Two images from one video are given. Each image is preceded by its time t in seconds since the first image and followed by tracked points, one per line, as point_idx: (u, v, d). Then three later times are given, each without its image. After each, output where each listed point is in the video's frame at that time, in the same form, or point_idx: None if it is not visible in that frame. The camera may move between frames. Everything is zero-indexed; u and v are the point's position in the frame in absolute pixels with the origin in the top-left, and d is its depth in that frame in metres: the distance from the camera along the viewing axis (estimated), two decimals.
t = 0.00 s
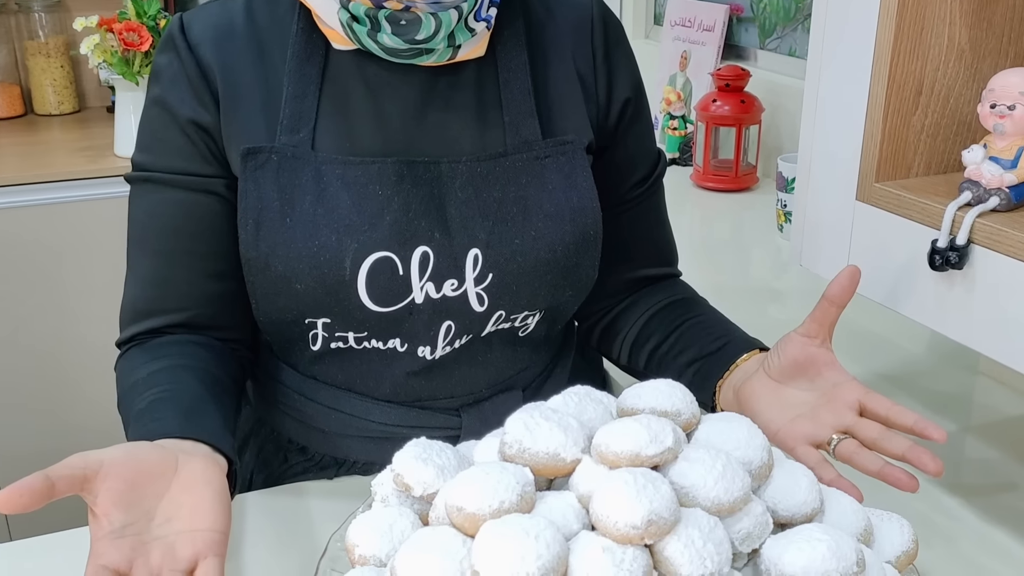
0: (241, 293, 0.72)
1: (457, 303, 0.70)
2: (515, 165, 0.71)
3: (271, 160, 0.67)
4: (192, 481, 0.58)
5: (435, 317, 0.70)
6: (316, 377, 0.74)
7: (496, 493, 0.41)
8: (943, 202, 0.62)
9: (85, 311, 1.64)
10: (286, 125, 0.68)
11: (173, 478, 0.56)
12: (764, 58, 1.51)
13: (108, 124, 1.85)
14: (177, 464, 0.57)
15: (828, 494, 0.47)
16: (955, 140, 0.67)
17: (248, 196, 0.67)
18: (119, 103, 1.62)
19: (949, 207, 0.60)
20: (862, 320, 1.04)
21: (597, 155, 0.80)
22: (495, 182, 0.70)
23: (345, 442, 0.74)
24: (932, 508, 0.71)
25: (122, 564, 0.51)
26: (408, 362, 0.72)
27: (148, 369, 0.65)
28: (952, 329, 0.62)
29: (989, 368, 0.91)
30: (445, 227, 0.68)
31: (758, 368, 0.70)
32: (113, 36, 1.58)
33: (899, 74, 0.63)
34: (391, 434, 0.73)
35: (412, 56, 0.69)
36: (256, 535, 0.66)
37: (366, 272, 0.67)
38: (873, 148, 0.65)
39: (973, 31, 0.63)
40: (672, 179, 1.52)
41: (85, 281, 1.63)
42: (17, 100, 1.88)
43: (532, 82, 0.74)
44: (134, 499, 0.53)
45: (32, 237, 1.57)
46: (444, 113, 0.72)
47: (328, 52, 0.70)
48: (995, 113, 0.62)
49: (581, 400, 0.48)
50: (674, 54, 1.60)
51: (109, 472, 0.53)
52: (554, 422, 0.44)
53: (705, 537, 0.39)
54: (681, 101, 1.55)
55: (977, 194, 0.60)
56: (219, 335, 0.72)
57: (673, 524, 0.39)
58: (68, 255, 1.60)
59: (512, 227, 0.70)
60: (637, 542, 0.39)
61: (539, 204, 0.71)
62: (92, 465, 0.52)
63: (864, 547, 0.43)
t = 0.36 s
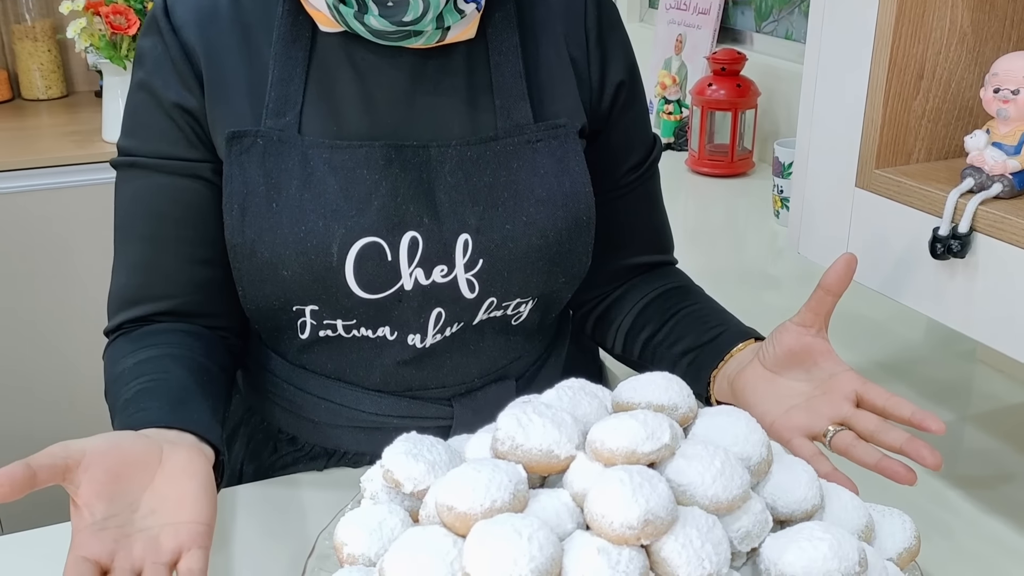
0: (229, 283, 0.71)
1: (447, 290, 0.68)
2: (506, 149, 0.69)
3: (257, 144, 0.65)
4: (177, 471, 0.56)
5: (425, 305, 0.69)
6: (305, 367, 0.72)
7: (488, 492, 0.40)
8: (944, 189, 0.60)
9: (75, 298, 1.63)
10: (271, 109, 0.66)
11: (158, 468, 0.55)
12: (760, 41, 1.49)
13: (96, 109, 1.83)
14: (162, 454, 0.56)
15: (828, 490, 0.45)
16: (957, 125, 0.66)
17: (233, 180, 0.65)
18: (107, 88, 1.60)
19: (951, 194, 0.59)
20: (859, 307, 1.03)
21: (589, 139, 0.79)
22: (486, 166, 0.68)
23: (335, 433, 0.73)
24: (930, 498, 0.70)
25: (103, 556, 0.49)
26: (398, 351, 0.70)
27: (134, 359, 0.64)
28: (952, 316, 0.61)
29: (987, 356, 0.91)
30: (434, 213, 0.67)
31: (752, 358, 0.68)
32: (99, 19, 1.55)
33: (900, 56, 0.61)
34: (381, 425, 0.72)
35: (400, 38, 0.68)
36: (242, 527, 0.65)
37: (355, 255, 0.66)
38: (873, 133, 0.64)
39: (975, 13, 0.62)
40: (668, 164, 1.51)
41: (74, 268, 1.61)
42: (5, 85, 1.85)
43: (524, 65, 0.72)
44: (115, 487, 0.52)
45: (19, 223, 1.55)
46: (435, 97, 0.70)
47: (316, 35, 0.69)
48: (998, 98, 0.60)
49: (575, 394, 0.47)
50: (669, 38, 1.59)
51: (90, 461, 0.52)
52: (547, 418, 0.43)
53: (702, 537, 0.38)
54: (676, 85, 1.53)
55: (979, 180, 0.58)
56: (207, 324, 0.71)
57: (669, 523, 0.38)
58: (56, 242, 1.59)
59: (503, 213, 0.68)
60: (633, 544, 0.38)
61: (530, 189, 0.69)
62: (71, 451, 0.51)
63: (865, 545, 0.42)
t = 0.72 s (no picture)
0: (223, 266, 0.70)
1: (444, 269, 0.68)
2: (502, 128, 0.69)
3: (251, 123, 0.64)
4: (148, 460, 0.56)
5: (422, 284, 0.68)
6: (301, 348, 0.72)
7: (486, 473, 0.39)
8: (946, 168, 0.60)
9: (72, 282, 1.62)
10: (265, 88, 0.66)
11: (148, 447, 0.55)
12: (760, 23, 1.48)
13: (92, 92, 1.81)
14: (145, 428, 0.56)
15: (829, 472, 0.45)
16: (960, 105, 0.65)
17: (227, 160, 0.64)
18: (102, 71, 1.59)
19: (955, 173, 0.58)
20: (859, 289, 1.03)
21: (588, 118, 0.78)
22: (483, 143, 0.68)
23: (331, 413, 0.72)
24: (930, 480, 0.70)
25: (94, 546, 0.49)
26: (395, 331, 0.70)
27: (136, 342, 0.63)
28: (954, 296, 0.60)
29: (988, 338, 0.90)
30: (430, 191, 0.66)
31: (752, 344, 0.68)
32: None
33: (904, 35, 0.61)
34: (378, 405, 0.72)
35: (395, 15, 0.66)
36: (239, 507, 0.65)
37: (351, 233, 0.65)
38: (874, 113, 0.63)
39: None
40: (667, 147, 1.50)
41: (71, 252, 1.60)
42: None
43: (521, 44, 0.71)
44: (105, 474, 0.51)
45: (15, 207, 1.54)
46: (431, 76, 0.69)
47: (311, 14, 0.68)
48: (1002, 77, 0.59)
49: (573, 374, 0.46)
50: (668, 20, 1.57)
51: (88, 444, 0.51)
52: (546, 399, 0.43)
53: (703, 518, 0.38)
54: (676, 68, 1.52)
55: (982, 160, 0.57)
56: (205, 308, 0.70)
57: (668, 504, 0.38)
58: (53, 225, 1.58)
59: (500, 192, 0.68)
60: (631, 525, 0.37)
61: (527, 167, 0.68)
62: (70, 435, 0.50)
63: (865, 526, 0.41)
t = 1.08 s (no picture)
0: (210, 212, 0.73)
1: (439, 239, 0.69)
2: (494, 98, 0.68)
3: (243, 97, 0.65)
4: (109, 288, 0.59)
5: (417, 256, 0.69)
6: (300, 322, 0.72)
7: (482, 439, 0.40)
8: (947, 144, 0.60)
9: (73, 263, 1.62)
10: (256, 61, 0.66)
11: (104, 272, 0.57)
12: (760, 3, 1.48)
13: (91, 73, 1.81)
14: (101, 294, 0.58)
15: (822, 441, 0.45)
16: (958, 80, 0.65)
17: (220, 135, 0.66)
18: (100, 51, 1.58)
19: (949, 148, 0.58)
20: (856, 267, 1.03)
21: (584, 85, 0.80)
22: (475, 114, 0.68)
23: (330, 388, 0.73)
24: (925, 454, 0.71)
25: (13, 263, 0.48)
26: (392, 304, 0.70)
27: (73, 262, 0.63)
28: (947, 267, 0.61)
29: (985, 315, 0.91)
30: (423, 159, 0.67)
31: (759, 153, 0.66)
32: None
33: (901, 7, 0.60)
34: (377, 379, 0.72)
35: None
36: (237, 477, 0.65)
37: (344, 208, 0.66)
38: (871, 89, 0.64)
39: None
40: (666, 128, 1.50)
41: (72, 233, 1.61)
42: None
43: (513, 19, 0.71)
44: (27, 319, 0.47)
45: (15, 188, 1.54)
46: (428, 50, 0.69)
47: None
48: (999, 51, 0.60)
49: (569, 343, 0.47)
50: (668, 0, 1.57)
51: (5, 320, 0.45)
52: (541, 367, 0.43)
53: (696, 483, 0.38)
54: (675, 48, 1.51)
55: (978, 134, 0.58)
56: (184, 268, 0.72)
57: (662, 470, 0.38)
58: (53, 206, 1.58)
59: (494, 161, 0.68)
60: (626, 489, 0.38)
61: (520, 137, 0.69)
62: (43, 213, 0.46)
63: (858, 493, 0.42)
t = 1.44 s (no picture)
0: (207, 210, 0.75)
1: (434, 233, 0.69)
2: (488, 91, 0.69)
3: (240, 96, 0.66)
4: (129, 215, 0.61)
5: (414, 248, 0.69)
6: (299, 310, 0.73)
7: (478, 418, 0.41)
8: (933, 129, 0.61)
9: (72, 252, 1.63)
10: (251, 60, 0.66)
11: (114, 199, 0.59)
12: None
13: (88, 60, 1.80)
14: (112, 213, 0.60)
15: (811, 420, 0.46)
16: (948, 67, 0.66)
17: (219, 132, 0.67)
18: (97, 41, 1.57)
19: (939, 134, 0.59)
20: (851, 254, 1.04)
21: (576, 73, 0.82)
22: (469, 106, 0.68)
23: (329, 373, 0.74)
24: (916, 437, 0.72)
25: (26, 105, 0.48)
26: (390, 293, 0.71)
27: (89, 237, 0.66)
28: (938, 253, 0.62)
29: (976, 301, 0.92)
30: (418, 156, 0.67)
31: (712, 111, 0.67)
32: None
33: None
34: (376, 364, 0.73)
35: None
36: (238, 459, 0.66)
37: (341, 202, 0.67)
38: (863, 76, 0.64)
39: None
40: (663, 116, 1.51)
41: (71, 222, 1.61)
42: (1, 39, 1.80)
43: (507, 9, 0.72)
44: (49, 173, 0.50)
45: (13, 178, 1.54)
46: (425, 39, 0.70)
47: None
48: (988, 38, 0.60)
49: (564, 326, 0.48)
50: None
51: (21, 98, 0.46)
52: (535, 348, 0.44)
53: (686, 459, 0.39)
54: (672, 38, 1.51)
55: (968, 120, 0.58)
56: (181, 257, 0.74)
57: (653, 446, 0.39)
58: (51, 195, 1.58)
59: (490, 153, 0.69)
60: (618, 465, 0.39)
61: (514, 129, 0.69)
62: (74, 38, 0.47)
63: (846, 470, 0.43)
